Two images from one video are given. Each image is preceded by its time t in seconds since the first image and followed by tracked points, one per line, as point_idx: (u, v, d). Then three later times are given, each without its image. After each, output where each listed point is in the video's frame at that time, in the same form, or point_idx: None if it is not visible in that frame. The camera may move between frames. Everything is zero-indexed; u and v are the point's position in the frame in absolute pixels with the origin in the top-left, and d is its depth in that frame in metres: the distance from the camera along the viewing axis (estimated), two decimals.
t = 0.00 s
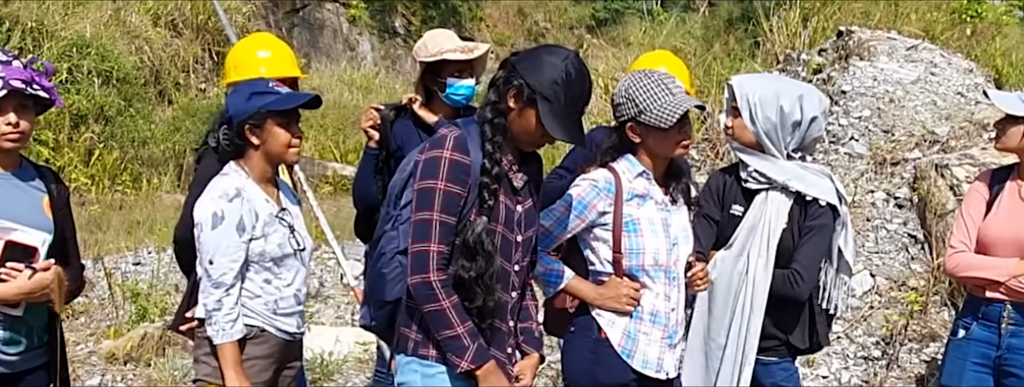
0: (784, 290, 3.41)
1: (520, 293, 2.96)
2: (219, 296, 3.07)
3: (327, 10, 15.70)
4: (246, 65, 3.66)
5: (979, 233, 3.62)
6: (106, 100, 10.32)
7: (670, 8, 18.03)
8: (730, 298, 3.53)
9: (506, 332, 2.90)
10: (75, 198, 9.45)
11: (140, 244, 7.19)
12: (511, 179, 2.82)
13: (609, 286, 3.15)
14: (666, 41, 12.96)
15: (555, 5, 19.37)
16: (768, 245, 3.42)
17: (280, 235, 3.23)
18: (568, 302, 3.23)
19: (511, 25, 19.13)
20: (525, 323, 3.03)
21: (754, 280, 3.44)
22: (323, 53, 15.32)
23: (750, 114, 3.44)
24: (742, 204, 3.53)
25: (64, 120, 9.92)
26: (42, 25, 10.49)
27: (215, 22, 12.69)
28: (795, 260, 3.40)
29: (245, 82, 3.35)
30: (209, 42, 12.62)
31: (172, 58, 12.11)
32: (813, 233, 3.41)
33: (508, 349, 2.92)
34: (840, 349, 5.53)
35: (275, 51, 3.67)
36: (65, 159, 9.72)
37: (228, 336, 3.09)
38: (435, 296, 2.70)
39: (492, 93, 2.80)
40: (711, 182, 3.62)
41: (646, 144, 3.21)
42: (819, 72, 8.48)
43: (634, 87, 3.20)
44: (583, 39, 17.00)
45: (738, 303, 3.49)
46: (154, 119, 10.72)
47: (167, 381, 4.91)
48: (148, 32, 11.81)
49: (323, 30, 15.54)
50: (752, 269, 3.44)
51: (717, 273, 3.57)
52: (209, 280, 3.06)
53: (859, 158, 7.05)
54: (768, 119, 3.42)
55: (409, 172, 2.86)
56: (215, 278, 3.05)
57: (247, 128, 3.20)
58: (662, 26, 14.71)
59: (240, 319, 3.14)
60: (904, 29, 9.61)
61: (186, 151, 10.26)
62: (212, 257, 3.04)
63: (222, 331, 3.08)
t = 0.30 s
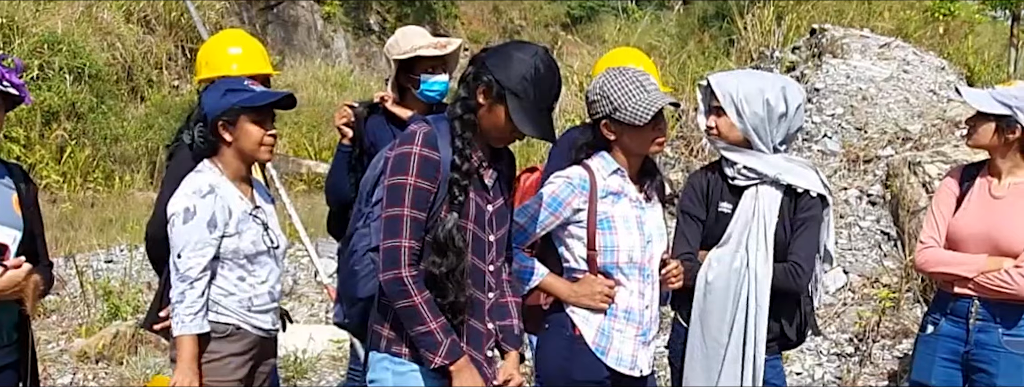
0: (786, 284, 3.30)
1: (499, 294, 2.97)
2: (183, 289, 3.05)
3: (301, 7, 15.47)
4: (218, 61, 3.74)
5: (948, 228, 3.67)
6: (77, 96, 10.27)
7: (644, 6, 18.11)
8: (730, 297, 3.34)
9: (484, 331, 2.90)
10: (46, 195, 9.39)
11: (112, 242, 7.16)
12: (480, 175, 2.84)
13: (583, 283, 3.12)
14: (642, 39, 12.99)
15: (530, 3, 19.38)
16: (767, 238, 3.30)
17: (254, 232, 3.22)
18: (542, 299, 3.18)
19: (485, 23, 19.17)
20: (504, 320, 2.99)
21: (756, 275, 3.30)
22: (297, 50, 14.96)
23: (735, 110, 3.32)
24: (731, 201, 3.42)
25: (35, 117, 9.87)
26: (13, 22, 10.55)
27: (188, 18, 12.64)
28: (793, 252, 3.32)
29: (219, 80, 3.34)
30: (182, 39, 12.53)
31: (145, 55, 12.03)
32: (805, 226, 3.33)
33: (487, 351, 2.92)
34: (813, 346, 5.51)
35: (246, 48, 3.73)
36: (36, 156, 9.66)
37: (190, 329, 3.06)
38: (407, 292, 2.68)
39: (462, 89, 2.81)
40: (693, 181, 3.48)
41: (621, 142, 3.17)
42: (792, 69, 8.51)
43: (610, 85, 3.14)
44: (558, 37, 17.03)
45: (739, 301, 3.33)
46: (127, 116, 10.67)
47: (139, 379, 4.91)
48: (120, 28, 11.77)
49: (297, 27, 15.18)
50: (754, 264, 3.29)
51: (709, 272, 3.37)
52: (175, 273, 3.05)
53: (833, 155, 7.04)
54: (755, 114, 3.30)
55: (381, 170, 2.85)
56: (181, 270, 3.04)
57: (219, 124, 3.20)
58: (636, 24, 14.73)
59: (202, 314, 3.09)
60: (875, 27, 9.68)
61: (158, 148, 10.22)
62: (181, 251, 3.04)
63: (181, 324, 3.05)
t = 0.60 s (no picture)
0: (769, 279, 3.30)
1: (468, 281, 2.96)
2: (146, 282, 3.04)
3: (275, 5, 15.40)
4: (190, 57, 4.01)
5: (917, 226, 3.69)
6: (49, 93, 10.21)
7: (620, 4, 18.12)
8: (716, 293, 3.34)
9: (451, 317, 2.90)
10: (18, 193, 9.33)
11: (84, 240, 7.13)
12: (454, 170, 2.82)
13: (557, 280, 3.11)
14: (617, 36, 13.01)
15: (504, 1, 19.38)
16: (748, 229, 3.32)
17: (227, 229, 3.21)
18: (516, 296, 3.19)
19: (460, 21, 19.12)
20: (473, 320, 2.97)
21: (742, 270, 3.31)
22: (272, 47, 15.04)
23: (725, 108, 3.30)
24: (709, 197, 3.40)
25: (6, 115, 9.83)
26: None
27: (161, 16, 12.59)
28: (772, 247, 3.33)
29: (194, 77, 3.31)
30: (154, 36, 12.47)
31: (118, 51, 11.98)
32: (783, 221, 3.34)
33: (449, 334, 2.92)
34: (787, 343, 5.50)
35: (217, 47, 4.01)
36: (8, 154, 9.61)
37: (146, 324, 3.05)
38: (355, 286, 2.67)
39: (436, 85, 2.80)
40: (667, 177, 3.43)
41: (595, 138, 3.16)
42: (766, 66, 8.53)
43: (584, 81, 3.13)
44: (532, 35, 17.06)
45: (728, 297, 3.36)
46: (99, 113, 10.62)
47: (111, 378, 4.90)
48: (92, 25, 11.74)
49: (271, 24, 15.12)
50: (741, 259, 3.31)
51: (694, 269, 3.35)
52: (141, 264, 3.04)
53: (806, 152, 7.06)
54: (744, 110, 3.30)
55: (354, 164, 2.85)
56: (146, 263, 3.03)
57: (194, 120, 3.18)
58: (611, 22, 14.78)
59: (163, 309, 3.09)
60: (848, 25, 9.72)
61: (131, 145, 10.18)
62: (148, 243, 3.02)
63: (138, 317, 3.04)
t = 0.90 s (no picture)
0: (740, 273, 3.33)
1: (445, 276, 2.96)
2: (114, 278, 3.04)
3: (250, 2, 15.39)
4: (162, 53, 4.18)
5: (887, 222, 3.68)
6: (21, 90, 10.15)
7: (596, 2, 18.11)
8: (691, 290, 3.33)
9: (430, 312, 2.90)
10: None
11: (56, 238, 7.09)
12: (428, 164, 2.83)
13: (530, 277, 3.10)
14: (594, 34, 13.00)
15: None
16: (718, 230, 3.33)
17: (202, 226, 3.20)
18: (490, 293, 3.19)
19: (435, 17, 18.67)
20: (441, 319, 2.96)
21: (714, 266, 3.32)
22: (247, 44, 15.00)
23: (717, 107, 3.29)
24: (677, 194, 3.42)
25: None
26: None
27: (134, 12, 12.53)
28: (741, 241, 3.35)
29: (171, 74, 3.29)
30: (127, 32, 12.42)
31: (90, 48, 11.92)
32: (751, 216, 3.36)
33: (432, 329, 2.93)
34: (761, 339, 5.51)
35: (189, 41, 4.16)
36: None
37: (109, 320, 3.04)
38: (291, 264, 2.64)
39: (409, 82, 2.80)
40: (634, 175, 3.46)
41: (568, 135, 3.16)
42: (741, 63, 8.55)
43: (557, 78, 3.14)
44: (508, 32, 17.04)
45: (699, 295, 3.34)
46: (71, 110, 10.57)
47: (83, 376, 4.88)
48: (64, 22, 11.69)
49: (246, 20, 15.20)
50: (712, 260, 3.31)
51: (669, 265, 3.35)
52: (108, 259, 3.03)
53: (780, 150, 7.08)
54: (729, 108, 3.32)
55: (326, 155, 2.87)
56: (113, 257, 3.02)
57: (170, 117, 3.16)
58: (587, 19, 14.78)
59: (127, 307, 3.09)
60: (823, 22, 9.75)
61: (105, 142, 10.13)
62: (117, 236, 3.01)
63: (103, 313, 3.04)
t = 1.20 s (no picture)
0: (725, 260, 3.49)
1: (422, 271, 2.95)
2: (79, 272, 3.06)
3: None
4: (135, 50, 4.29)
5: (862, 219, 3.66)
6: None
7: None
8: (695, 280, 3.38)
9: (407, 307, 2.89)
10: None
11: (29, 236, 7.06)
12: (403, 160, 2.83)
13: (505, 274, 3.10)
14: (571, 32, 13.02)
15: None
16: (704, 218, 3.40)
17: (178, 224, 3.18)
18: (466, 290, 3.17)
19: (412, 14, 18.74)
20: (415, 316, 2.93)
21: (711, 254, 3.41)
22: (223, 41, 14.94)
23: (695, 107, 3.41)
24: (651, 191, 3.46)
25: None
26: None
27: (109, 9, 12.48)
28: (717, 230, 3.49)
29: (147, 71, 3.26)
30: (101, 29, 12.36)
31: (64, 45, 11.87)
32: (717, 208, 3.54)
33: (410, 323, 2.92)
34: (738, 336, 5.53)
35: (161, 39, 4.30)
36: None
37: (72, 312, 3.12)
38: (245, 241, 2.63)
39: (382, 77, 2.79)
40: (604, 172, 3.43)
41: (543, 132, 3.16)
42: (717, 61, 8.56)
43: (531, 75, 3.13)
44: (484, 30, 17.06)
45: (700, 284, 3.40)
46: (46, 107, 10.53)
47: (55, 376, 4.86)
48: (38, 18, 11.64)
49: (221, 17, 15.13)
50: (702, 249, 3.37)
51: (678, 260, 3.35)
52: (73, 253, 3.04)
53: (756, 147, 7.10)
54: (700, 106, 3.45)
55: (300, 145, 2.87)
56: (79, 251, 3.03)
57: (147, 115, 3.12)
58: (564, 17, 14.81)
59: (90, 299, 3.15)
60: (799, 19, 9.79)
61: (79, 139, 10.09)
62: (83, 232, 3.01)
63: (67, 305, 3.11)
